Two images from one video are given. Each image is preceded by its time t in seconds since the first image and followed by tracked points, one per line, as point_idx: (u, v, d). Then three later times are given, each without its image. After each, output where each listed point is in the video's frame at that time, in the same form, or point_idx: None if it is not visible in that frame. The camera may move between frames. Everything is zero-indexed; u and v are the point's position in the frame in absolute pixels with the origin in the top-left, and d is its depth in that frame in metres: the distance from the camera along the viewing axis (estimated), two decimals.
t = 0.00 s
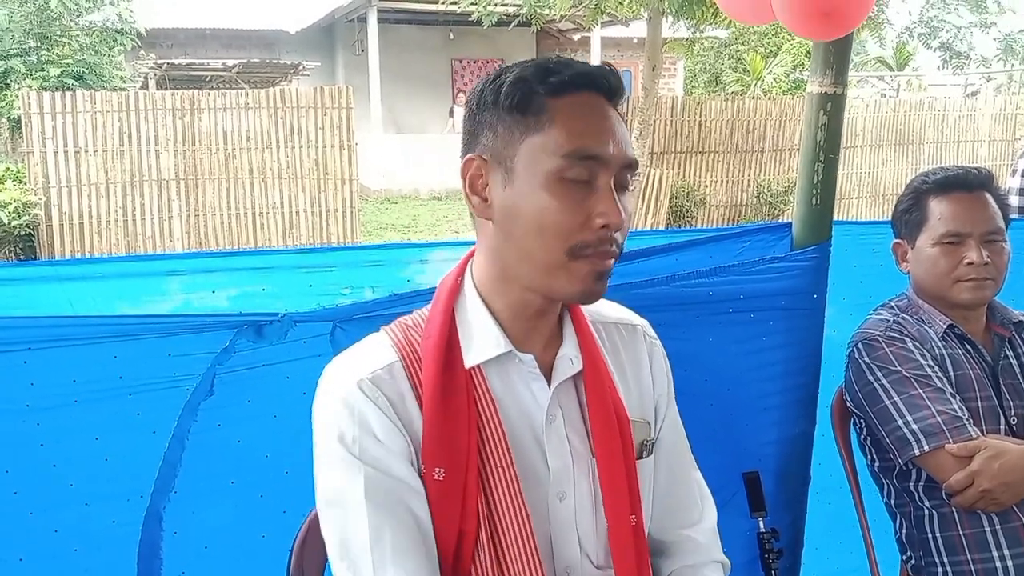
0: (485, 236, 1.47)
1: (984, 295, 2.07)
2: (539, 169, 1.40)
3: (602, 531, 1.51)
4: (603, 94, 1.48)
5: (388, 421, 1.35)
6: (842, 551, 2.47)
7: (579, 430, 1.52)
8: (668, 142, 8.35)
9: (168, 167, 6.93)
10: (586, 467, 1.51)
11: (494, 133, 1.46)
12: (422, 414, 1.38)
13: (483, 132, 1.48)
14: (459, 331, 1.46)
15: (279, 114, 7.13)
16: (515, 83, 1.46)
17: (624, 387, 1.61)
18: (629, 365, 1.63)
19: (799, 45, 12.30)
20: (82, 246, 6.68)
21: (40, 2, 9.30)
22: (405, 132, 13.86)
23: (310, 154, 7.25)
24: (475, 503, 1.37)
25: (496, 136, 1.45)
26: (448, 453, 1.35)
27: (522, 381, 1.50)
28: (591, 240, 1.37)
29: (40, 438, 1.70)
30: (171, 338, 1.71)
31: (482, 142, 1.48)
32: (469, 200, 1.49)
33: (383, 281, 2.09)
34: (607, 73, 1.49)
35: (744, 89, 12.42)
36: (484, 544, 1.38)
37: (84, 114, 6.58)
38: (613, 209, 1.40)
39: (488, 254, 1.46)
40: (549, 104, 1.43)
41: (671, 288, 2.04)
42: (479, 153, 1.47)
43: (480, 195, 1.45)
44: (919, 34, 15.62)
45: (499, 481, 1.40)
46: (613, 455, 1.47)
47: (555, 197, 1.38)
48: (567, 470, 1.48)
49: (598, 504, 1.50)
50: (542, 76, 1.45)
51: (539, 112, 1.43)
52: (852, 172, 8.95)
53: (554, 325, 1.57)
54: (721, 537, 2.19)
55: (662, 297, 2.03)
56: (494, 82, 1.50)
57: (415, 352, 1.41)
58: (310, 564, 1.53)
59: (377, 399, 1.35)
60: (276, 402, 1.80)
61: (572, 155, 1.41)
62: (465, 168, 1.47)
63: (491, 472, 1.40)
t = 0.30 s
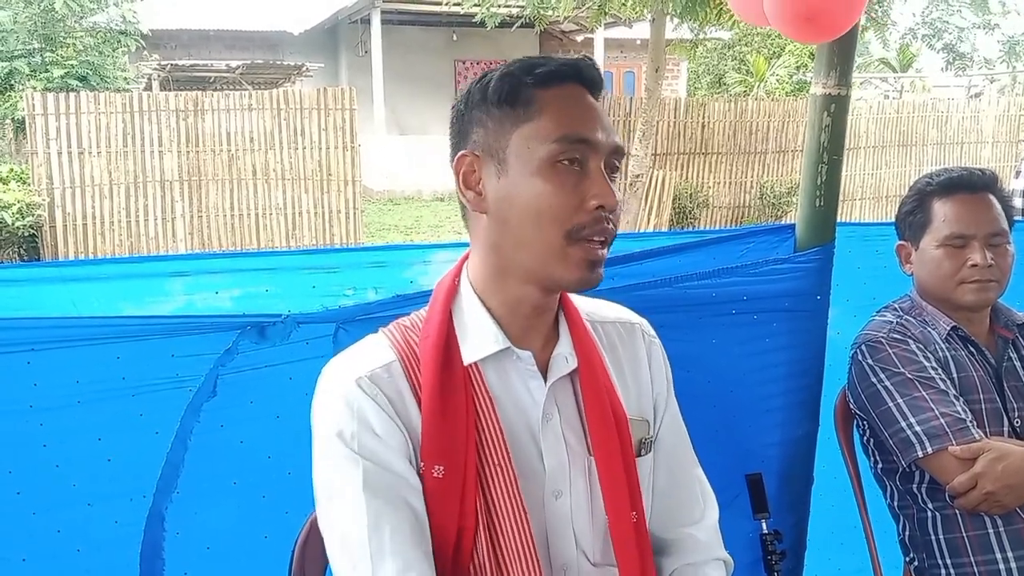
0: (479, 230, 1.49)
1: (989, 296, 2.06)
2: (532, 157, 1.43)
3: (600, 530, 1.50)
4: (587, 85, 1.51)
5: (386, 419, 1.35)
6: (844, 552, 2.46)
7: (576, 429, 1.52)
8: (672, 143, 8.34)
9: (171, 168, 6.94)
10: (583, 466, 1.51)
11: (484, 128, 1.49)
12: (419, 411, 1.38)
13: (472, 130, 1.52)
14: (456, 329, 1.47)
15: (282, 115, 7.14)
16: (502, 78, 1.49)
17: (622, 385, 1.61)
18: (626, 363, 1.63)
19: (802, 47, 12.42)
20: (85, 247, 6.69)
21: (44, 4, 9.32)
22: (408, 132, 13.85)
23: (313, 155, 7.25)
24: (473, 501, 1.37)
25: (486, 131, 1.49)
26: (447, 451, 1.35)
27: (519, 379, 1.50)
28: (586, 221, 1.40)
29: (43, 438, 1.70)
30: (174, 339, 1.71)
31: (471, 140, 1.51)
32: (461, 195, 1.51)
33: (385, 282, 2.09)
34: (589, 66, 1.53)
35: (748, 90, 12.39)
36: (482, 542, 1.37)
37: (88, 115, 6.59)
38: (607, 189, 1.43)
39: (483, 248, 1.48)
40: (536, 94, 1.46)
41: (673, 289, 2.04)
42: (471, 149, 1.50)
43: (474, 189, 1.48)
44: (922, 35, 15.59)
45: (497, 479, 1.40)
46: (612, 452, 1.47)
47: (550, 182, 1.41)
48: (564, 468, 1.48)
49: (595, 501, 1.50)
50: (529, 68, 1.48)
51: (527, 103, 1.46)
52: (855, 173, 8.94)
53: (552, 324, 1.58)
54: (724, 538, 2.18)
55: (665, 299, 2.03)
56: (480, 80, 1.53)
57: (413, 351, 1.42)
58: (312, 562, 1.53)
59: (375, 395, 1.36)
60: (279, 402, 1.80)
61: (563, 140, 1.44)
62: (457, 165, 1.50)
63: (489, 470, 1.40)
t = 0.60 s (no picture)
0: (472, 225, 1.50)
1: (988, 289, 2.06)
2: (525, 155, 1.43)
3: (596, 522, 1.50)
4: (584, 82, 1.51)
5: (382, 404, 1.33)
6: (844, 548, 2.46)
7: (571, 422, 1.52)
8: (671, 138, 8.33)
9: (169, 164, 6.92)
10: (579, 457, 1.50)
11: (478, 123, 1.50)
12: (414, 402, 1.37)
13: (466, 125, 1.54)
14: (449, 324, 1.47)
15: (280, 111, 7.12)
16: (496, 74, 1.50)
17: (616, 378, 1.61)
18: (620, 357, 1.63)
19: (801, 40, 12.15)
20: (84, 243, 6.69)
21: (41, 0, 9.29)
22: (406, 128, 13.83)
23: (312, 151, 7.24)
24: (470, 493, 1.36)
25: (480, 126, 1.50)
26: (442, 442, 1.34)
27: (512, 372, 1.50)
28: (580, 221, 1.40)
29: (40, 435, 1.69)
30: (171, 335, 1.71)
31: (465, 134, 1.53)
32: (455, 188, 1.53)
33: (384, 277, 2.07)
34: (586, 64, 1.52)
35: (746, 85, 12.39)
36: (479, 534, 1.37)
37: (85, 112, 6.58)
38: (601, 189, 1.42)
39: (476, 243, 1.48)
40: (530, 91, 1.46)
41: (671, 284, 2.04)
42: (465, 145, 1.52)
43: (468, 184, 1.50)
44: (921, 29, 15.58)
45: (493, 471, 1.39)
46: (608, 444, 1.46)
47: (542, 180, 1.41)
48: (560, 460, 1.47)
49: (593, 492, 1.49)
50: (524, 65, 1.48)
51: (522, 99, 1.46)
52: (853, 168, 8.95)
53: (545, 318, 1.57)
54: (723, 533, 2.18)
55: (663, 293, 2.03)
56: (476, 76, 1.55)
57: (406, 344, 1.41)
58: (309, 556, 1.53)
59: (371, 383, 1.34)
60: (277, 399, 1.80)
61: (557, 138, 1.43)
62: (451, 160, 1.53)
63: (485, 461, 1.40)
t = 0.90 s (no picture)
0: (489, 225, 1.48)
1: (987, 286, 2.06)
2: (553, 158, 1.42)
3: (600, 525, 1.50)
4: (610, 87, 1.50)
5: (390, 402, 1.33)
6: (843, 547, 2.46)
7: (579, 423, 1.52)
8: (670, 137, 8.34)
9: (168, 163, 6.92)
10: (586, 459, 1.50)
11: (504, 122, 1.48)
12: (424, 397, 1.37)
13: (489, 122, 1.51)
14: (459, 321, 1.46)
15: (279, 109, 7.12)
16: (524, 73, 1.48)
17: (624, 379, 1.61)
18: (628, 359, 1.63)
19: (800, 38, 12.18)
20: (83, 242, 6.69)
21: None
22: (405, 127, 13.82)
23: (311, 150, 7.24)
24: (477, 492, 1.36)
25: (505, 125, 1.48)
26: (452, 440, 1.34)
27: (522, 371, 1.50)
28: (604, 226, 1.40)
29: (38, 433, 1.69)
30: (169, 333, 1.71)
31: (488, 132, 1.51)
32: (475, 185, 1.50)
33: (382, 275, 2.06)
34: (612, 68, 1.51)
35: (745, 83, 12.41)
36: (484, 533, 1.37)
37: (84, 110, 6.57)
38: (625, 195, 1.42)
39: (493, 243, 1.47)
40: (559, 93, 1.45)
41: (671, 282, 2.04)
42: (488, 143, 1.50)
43: (490, 183, 1.47)
44: (920, 28, 15.56)
45: (500, 472, 1.39)
46: (614, 446, 1.47)
47: (568, 184, 1.40)
48: (567, 461, 1.47)
49: (598, 494, 1.49)
50: (555, 66, 1.47)
51: (551, 101, 1.44)
52: (852, 166, 8.97)
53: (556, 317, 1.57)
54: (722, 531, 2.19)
55: (663, 291, 2.03)
56: (502, 73, 1.52)
57: (416, 341, 1.41)
58: (308, 556, 1.52)
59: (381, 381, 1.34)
60: (275, 397, 1.80)
61: (584, 142, 1.42)
62: (473, 157, 1.50)
63: (492, 461, 1.39)
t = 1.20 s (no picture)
0: (509, 224, 1.47)
1: (986, 284, 2.06)
2: (578, 159, 1.42)
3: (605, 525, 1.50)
4: (629, 86, 1.51)
5: (406, 398, 1.33)
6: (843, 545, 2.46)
7: (585, 423, 1.52)
8: (669, 134, 8.33)
9: (166, 159, 6.91)
10: (592, 459, 1.50)
11: (526, 122, 1.47)
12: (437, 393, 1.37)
13: (510, 121, 1.50)
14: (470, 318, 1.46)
15: (277, 106, 7.11)
16: (548, 73, 1.48)
17: (628, 379, 1.60)
18: (632, 358, 1.62)
19: (799, 36, 12.18)
20: (80, 238, 6.67)
21: None
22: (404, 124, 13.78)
23: (309, 146, 7.23)
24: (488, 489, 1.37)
25: (527, 125, 1.47)
26: (465, 437, 1.35)
27: (529, 369, 1.49)
28: (628, 227, 1.41)
29: (35, 430, 1.69)
30: (168, 331, 1.71)
31: (509, 131, 1.49)
32: (495, 183, 1.48)
33: (381, 272, 2.06)
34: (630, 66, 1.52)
35: (744, 81, 12.38)
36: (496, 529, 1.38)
37: (82, 106, 6.56)
38: (648, 196, 1.43)
39: (511, 242, 1.47)
40: (584, 93, 1.45)
41: (671, 279, 2.03)
42: (509, 142, 1.48)
43: (512, 183, 1.46)
44: (919, 25, 15.56)
45: (510, 470, 1.39)
46: (619, 447, 1.46)
47: (595, 186, 1.41)
48: (572, 460, 1.47)
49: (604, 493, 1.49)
50: (576, 65, 1.47)
51: (575, 101, 1.44)
52: (851, 164, 8.97)
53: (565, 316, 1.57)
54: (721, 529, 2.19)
55: (664, 288, 2.03)
56: (523, 70, 1.51)
57: (427, 338, 1.41)
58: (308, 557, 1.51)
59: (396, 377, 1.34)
60: (275, 394, 1.79)
61: (609, 143, 1.43)
62: (494, 156, 1.48)
63: (502, 460, 1.39)
